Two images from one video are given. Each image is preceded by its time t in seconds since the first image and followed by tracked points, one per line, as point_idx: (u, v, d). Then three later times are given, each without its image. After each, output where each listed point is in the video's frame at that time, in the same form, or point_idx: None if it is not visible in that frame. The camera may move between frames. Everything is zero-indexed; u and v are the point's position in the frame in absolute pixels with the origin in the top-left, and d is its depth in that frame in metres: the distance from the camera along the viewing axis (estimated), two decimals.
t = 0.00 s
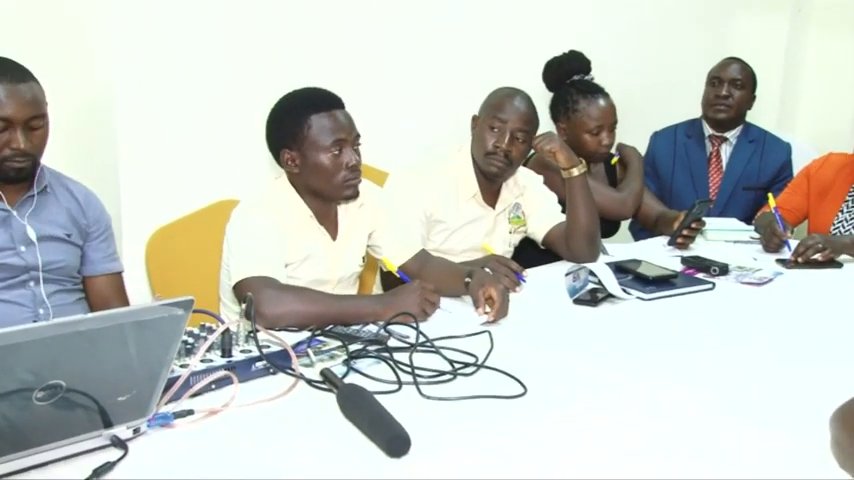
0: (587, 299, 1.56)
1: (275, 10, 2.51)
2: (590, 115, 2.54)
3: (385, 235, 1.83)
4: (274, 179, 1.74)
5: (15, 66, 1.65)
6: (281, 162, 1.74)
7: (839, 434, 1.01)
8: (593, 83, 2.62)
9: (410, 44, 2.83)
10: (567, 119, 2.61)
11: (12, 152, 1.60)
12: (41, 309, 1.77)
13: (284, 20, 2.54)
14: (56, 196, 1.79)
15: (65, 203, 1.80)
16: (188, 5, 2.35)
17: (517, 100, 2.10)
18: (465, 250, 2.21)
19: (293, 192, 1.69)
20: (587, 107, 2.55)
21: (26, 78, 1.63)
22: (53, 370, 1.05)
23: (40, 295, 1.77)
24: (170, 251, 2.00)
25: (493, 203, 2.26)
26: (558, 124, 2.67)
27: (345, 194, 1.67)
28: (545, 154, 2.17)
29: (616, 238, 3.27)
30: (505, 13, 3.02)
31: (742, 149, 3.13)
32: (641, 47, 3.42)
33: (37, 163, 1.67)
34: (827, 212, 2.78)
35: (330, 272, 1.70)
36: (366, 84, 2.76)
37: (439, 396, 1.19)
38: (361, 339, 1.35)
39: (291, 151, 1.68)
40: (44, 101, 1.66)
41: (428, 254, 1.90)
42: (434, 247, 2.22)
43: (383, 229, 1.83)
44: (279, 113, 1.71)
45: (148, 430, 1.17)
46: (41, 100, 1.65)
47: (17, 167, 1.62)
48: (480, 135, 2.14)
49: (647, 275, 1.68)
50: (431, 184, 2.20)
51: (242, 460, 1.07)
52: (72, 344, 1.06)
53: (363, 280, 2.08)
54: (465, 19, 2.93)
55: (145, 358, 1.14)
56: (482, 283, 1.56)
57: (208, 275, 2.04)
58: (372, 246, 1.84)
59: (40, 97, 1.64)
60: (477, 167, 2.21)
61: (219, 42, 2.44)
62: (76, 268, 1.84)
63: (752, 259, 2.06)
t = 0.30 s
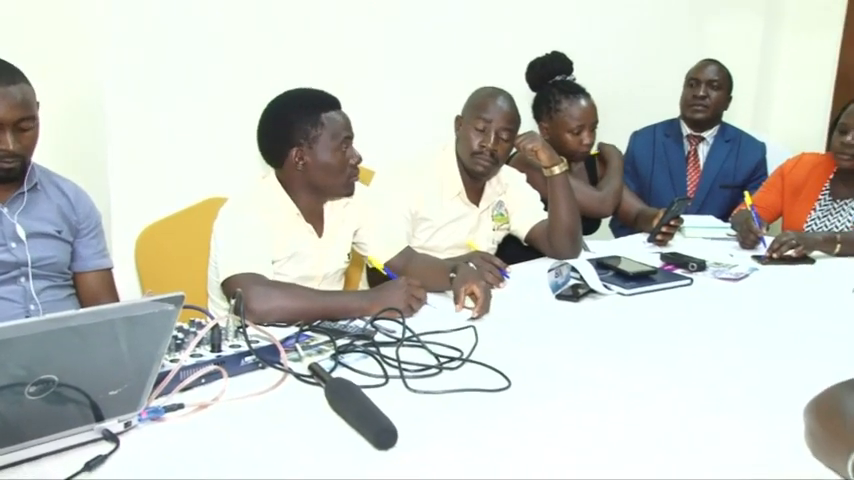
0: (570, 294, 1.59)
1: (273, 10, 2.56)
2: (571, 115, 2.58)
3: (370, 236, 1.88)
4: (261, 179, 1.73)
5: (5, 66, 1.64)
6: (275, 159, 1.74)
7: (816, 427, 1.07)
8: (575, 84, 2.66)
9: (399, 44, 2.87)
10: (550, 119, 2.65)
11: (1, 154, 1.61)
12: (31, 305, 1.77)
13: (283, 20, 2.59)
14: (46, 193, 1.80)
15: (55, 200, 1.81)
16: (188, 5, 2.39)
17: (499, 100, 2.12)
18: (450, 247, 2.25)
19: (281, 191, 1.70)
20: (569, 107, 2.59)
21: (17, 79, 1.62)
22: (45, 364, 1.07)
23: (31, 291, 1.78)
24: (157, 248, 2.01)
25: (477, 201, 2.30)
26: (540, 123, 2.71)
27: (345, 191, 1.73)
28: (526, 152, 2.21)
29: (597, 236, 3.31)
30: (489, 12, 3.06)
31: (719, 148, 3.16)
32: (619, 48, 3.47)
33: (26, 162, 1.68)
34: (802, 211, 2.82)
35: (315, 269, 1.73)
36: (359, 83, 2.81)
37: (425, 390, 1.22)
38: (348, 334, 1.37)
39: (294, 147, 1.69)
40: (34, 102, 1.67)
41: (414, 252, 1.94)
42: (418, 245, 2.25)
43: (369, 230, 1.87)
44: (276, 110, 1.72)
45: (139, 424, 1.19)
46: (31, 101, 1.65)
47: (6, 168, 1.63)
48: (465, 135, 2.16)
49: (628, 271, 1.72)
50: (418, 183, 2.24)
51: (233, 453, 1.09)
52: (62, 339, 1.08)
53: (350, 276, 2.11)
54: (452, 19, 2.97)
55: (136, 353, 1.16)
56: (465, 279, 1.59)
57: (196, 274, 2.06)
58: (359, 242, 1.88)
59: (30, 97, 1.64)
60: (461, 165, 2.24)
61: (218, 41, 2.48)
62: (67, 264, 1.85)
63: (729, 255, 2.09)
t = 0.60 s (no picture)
0: (545, 289, 1.66)
1: (269, 10, 2.65)
2: (545, 120, 2.65)
3: (356, 234, 1.96)
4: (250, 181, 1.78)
5: None
6: (265, 162, 1.79)
7: (775, 411, 1.12)
8: (548, 90, 2.74)
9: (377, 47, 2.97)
10: (525, 122, 2.72)
11: None
12: (28, 303, 1.84)
13: (278, 22, 2.69)
14: (41, 195, 1.87)
15: (50, 202, 1.88)
16: (188, 5, 2.47)
17: (474, 102, 2.23)
18: (431, 245, 2.32)
19: (271, 193, 1.76)
20: (543, 111, 2.66)
21: (9, 85, 1.66)
22: (44, 361, 1.12)
23: (28, 290, 1.85)
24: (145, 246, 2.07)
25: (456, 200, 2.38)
26: (515, 126, 2.78)
27: (333, 193, 1.80)
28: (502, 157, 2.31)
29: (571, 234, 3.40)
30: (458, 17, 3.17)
31: (684, 151, 3.25)
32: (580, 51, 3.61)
33: (20, 165, 1.74)
34: (762, 205, 2.93)
35: (303, 267, 1.80)
36: (344, 84, 2.91)
37: (408, 381, 1.28)
38: (334, 329, 1.43)
39: (284, 151, 1.74)
40: (27, 106, 1.71)
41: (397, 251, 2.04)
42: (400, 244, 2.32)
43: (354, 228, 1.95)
44: (267, 115, 1.77)
45: (134, 416, 1.24)
46: (23, 106, 1.68)
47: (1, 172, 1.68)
48: (445, 138, 2.25)
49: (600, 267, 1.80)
50: (398, 184, 2.31)
51: (224, 442, 1.14)
52: (61, 336, 1.12)
53: (336, 274, 2.17)
54: (423, 22, 3.08)
55: (131, 349, 1.21)
56: (446, 274, 1.65)
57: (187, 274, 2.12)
58: (343, 242, 1.95)
59: (23, 103, 1.68)
60: (441, 166, 2.32)
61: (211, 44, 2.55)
62: (62, 264, 1.92)
63: (694, 251, 2.18)
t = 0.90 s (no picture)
0: (520, 284, 1.74)
1: (256, 13, 2.76)
2: (520, 125, 2.73)
3: (342, 234, 2.03)
4: (241, 185, 1.86)
5: None
6: (254, 168, 1.86)
7: (736, 398, 1.20)
8: (524, 96, 2.82)
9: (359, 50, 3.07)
10: (501, 127, 2.80)
11: None
12: (30, 303, 1.91)
13: (265, 24, 2.79)
14: (41, 200, 1.93)
15: (50, 205, 1.94)
16: (188, 6, 2.59)
17: (446, 104, 2.37)
18: (411, 244, 2.39)
19: (259, 197, 1.82)
20: (517, 117, 2.74)
21: (8, 95, 1.72)
22: (45, 356, 1.18)
23: (29, 289, 1.91)
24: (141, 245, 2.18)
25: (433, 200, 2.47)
26: (492, 131, 2.86)
27: (318, 197, 1.87)
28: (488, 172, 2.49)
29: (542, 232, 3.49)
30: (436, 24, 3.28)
31: (649, 154, 3.35)
32: (555, 55, 3.72)
33: (21, 170, 1.80)
34: (720, 204, 3.02)
35: (291, 266, 1.87)
36: (329, 85, 3.01)
37: (392, 373, 1.35)
38: (321, 324, 1.51)
39: (271, 158, 1.82)
40: (27, 114, 1.77)
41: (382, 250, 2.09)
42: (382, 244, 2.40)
43: (339, 228, 2.02)
44: (256, 124, 1.84)
45: (132, 408, 1.31)
46: (23, 115, 1.74)
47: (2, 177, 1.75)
48: (422, 143, 2.35)
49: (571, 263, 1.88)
50: (384, 189, 2.38)
51: (219, 432, 1.21)
52: (60, 333, 1.19)
53: (322, 271, 2.24)
54: (409, 26, 3.20)
55: (127, 344, 1.27)
56: (427, 273, 1.73)
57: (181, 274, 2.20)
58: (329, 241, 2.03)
59: (23, 112, 1.74)
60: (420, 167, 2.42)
61: (210, 44, 2.68)
62: (62, 265, 1.98)
63: (660, 247, 2.27)
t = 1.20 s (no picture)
0: (494, 280, 1.83)
1: (249, 16, 2.85)
2: (493, 129, 2.82)
3: (328, 234, 2.11)
4: (228, 186, 1.94)
5: None
6: (241, 171, 1.95)
7: (694, 382, 1.30)
8: (498, 102, 2.91)
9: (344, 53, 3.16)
10: (476, 131, 2.88)
11: None
12: (29, 300, 2.04)
13: (265, 25, 2.90)
14: (40, 203, 2.06)
15: (48, 209, 2.07)
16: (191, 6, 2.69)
17: (421, 109, 2.47)
18: (392, 241, 2.47)
19: (246, 197, 1.90)
20: (491, 122, 2.83)
21: (8, 103, 1.81)
22: (44, 351, 1.25)
23: (28, 288, 2.05)
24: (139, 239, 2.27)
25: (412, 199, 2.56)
26: (467, 135, 2.95)
27: (300, 199, 1.94)
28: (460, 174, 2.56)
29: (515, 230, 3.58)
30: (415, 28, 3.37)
31: (614, 156, 3.44)
32: (527, 59, 3.84)
33: (19, 175, 1.89)
34: (679, 204, 3.12)
35: (280, 263, 1.94)
36: (319, 86, 3.11)
37: (374, 363, 1.44)
38: (306, 318, 1.59)
39: (254, 162, 1.90)
40: (26, 122, 1.86)
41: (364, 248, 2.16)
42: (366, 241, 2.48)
43: (325, 228, 2.11)
44: (243, 129, 1.93)
45: (128, 400, 1.38)
46: (21, 122, 1.84)
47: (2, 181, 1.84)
48: (400, 146, 2.44)
49: (542, 259, 1.97)
50: (364, 191, 2.46)
51: (210, 422, 1.29)
52: (59, 329, 1.25)
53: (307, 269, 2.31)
54: (396, 31, 3.31)
55: (123, 338, 1.34)
56: (407, 269, 1.81)
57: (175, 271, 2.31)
58: (315, 241, 2.11)
59: (22, 119, 1.84)
60: (399, 168, 2.50)
61: (210, 44, 2.78)
62: (60, 264, 2.12)
63: (625, 243, 2.37)
